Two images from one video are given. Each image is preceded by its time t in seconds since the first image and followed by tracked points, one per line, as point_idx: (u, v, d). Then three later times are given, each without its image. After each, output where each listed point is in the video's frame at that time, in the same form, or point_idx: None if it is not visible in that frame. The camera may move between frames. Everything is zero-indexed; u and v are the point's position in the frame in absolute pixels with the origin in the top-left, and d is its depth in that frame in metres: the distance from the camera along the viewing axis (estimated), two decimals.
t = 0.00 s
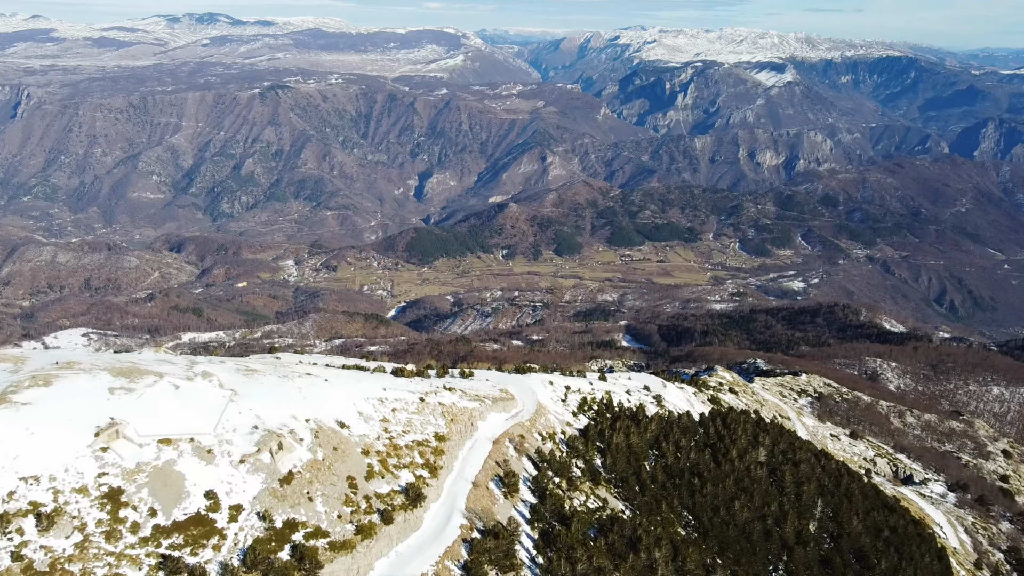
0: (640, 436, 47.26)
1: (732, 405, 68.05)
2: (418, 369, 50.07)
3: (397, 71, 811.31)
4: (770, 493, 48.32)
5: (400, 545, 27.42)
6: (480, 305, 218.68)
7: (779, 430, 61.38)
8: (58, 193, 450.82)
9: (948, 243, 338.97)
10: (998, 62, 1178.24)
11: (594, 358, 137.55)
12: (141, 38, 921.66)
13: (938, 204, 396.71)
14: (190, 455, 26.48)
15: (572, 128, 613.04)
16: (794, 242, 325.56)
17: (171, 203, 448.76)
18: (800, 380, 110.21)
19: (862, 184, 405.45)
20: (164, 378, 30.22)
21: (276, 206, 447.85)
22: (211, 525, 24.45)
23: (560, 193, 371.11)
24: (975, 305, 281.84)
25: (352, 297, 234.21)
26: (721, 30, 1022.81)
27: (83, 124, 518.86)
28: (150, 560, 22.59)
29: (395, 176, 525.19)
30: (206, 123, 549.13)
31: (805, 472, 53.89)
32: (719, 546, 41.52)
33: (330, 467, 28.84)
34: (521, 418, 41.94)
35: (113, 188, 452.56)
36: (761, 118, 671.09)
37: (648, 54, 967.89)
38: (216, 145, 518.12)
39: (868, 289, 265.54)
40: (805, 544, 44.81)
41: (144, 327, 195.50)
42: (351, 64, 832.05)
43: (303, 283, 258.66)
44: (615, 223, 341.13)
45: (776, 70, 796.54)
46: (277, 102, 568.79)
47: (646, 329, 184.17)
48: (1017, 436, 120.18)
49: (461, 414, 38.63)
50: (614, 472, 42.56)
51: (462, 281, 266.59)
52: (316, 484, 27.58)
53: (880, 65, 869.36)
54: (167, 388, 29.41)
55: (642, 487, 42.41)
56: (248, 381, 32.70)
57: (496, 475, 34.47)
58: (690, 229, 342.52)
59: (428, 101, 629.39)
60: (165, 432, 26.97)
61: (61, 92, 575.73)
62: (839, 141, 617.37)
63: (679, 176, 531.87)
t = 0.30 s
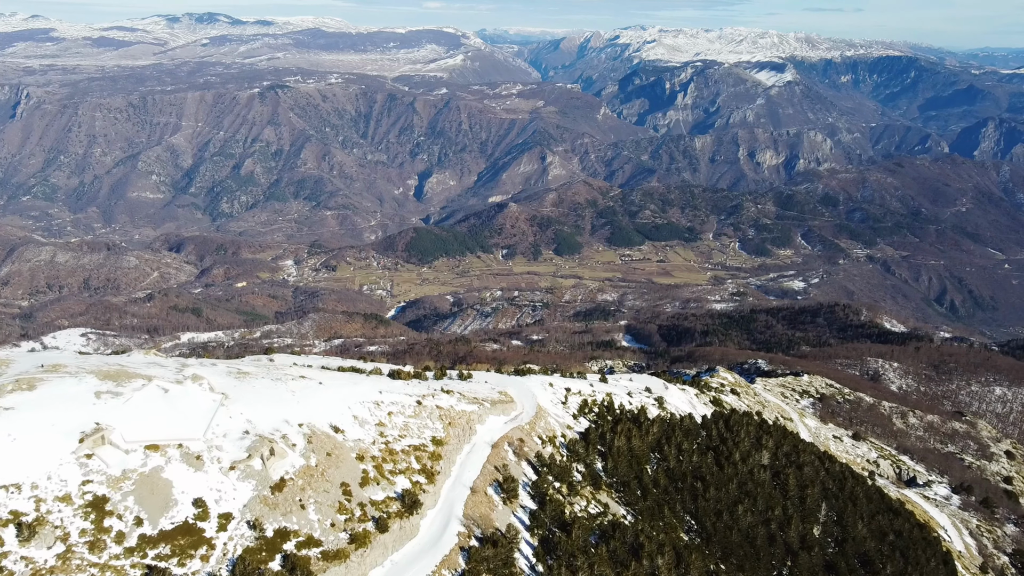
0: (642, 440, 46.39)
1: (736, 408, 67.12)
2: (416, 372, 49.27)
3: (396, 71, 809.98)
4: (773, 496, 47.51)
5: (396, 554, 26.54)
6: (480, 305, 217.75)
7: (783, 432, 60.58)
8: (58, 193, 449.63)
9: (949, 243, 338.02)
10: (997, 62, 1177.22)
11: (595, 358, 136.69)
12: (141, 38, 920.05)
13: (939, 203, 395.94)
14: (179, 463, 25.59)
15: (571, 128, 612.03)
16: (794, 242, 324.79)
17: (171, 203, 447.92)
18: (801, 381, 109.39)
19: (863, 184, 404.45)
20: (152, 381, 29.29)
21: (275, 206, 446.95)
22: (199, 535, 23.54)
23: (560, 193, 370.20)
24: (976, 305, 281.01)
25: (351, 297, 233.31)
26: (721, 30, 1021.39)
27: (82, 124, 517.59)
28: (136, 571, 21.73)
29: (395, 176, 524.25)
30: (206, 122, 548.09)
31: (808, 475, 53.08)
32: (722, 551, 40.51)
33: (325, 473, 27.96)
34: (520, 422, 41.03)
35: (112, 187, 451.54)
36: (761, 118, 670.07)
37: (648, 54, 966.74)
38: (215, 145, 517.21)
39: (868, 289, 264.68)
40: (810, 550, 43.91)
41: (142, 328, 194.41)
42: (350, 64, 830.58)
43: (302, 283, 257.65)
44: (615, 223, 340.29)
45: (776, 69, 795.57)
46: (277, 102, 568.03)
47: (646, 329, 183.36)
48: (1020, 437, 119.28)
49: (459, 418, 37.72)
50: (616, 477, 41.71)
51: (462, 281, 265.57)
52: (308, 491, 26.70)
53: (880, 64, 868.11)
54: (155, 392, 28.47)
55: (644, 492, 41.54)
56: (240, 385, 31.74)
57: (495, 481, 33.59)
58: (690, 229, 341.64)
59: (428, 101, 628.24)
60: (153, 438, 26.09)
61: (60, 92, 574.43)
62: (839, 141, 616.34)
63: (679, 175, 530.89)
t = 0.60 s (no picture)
0: (643, 443, 45.51)
1: (739, 410, 66.27)
2: (414, 373, 48.44)
3: (396, 71, 808.98)
4: (777, 500, 46.73)
5: (390, 563, 25.56)
6: (480, 305, 216.80)
7: (786, 434, 59.74)
8: (57, 193, 448.33)
9: (949, 242, 337.14)
10: (997, 62, 1175.53)
11: (595, 358, 135.67)
12: (140, 38, 918.14)
13: (938, 203, 395.21)
14: (165, 469, 24.68)
15: (571, 128, 611.00)
16: (793, 242, 324.08)
17: (170, 203, 446.86)
18: (803, 381, 108.57)
19: (862, 184, 403.50)
20: (139, 385, 28.39)
21: (275, 206, 446.03)
22: (186, 545, 22.59)
23: (560, 193, 369.33)
24: (976, 305, 280.14)
25: (351, 297, 232.37)
26: (721, 30, 1020.49)
27: (81, 124, 516.36)
28: None
29: (395, 175, 523.22)
30: (205, 122, 547.03)
31: (812, 479, 52.20)
32: (725, 557, 39.59)
33: (318, 479, 27.06)
34: (520, 425, 40.20)
35: (111, 187, 450.39)
36: (761, 118, 669.18)
37: (648, 54, 965.76)
38: (215, 145, 516.31)
39: (869, 289, 263.80)
40: (814, 555, 42.97)
41: (141, 328, 193.36)
42: (350, 64, 829.12)
43: (301, 283, 256.63)
44: (615, 223, 339.25)
45: (776, 69, 794.81)
46: (276, 102, 567.41)
47: (646, 329, 182.51)
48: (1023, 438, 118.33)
49: (457, 421, 36.89)
50: (618, 481, 40.90)
51: (461, 281, 264.52)
52: (300, 499, 25.78)
53: (880, 64, 867.11)
54: (143, 396, 27.59)
55: (646, 496, 40.61)
56: (231, 388, 30.84)
57: (493, 486, 32.76)
58: (690, 229, 340.67)
59: (428, 100, 626.99)
60: (139, 445, 25.20)
61: (59, 92, 573.24)
62: (839, 141, 615.52)
63: (679, 175, 530.04)
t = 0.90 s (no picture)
0: (645, 447, 44.71)
1: (741, 412, 65.48)
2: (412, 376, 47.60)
3: (396, 70, 807.99)
4: (780, 504, 45.87)
5: (385, 575, 24.63)
6: (479, 305, 216.06)
7: (789, 437, 58.87)
8: (56, 193, 447.21)
9: (949, 242, 336.26)
10: (997, 61, 1174.49)
11: (595, 359, 134.68)
12: (140, 37, 916.47)
13: (938, 203, 394.50)
14: (152, 477, 23.77)
15: (571, 128, 610.12)
16: (793, 242, 323.22)
17: (170, 203, 445.98)
18: (805, 382, 107.71)
19: (863, 183, 402.70)
20: (126, 390, 27.50)
21: (274, 206, 445.18)
22: (172, 557, 21.58)
23: (560, 193, 368.53)
24: (976, 305, 279.34)
25: (350, 297, 231.53)
26: (721, 30, 1019.57)
27: (81, 123, 515.32)
28: None
29: (394, 175, 522.48)
30: (204, 122, 546.03)
31: (816, 482, 51.34)
32: (729, 563, 38.66)
33: (310, 487, 26.21)
34: (519, 429, 39.31)
35: (110, 187, 449.48)
36: (761, 117, 668.42)
37: (648, 53, 964.90)
38: (214, 145, 515.49)
39: (869, 289, 263.03)
40: (819, 561, 42.04)
41: (139, 328, 192.51)
42: (349, 64, 828.00)
43: (301, 283, 255.83)
44: (614, 222, 338.52)
45: (775, 69, 794.12)
46: (275, 102, 566.41)
47: (646, 329, 181.77)
48: None
49: (455, 426, 35.99)
50: (619, 486, 40.05)
51: (461, 281, 263.79)
52: (292, 507, 24.91)
53: (880, 64, 866.34)
54: (130, 402, 26.68)
55: (648, 502, 39.80)
56: (221, 392, 29.86)
57: (491, 492, 31.99)
58: (690, 228, 339.86)
59: (428, 100, 626.18)
60: (124, 452, 24.26)
61: (58, 92, 572.13)
62: (838, 141, 614.82)
63: (679, 175, 529.28)
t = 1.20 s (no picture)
0: (647, 451, 43.85)
1: (744, 414, 64.64)
2: (408, 378, 46.70)
3: (396, 71, 807.12)
4: (785, 509, 44.92)
5: None
6: (479, 305, 215.32)
7: (792, 440, 58.03)
8: (55, 193, 446.23)
9: (949, 242, 335.33)
10: (997, 61, 1173.11)
11: (595, 360, 133.66)
12: (139, 37, 914.84)
13: (939, 203, 393.61)
14: (137, 485, 22.88)
15: (571, 128, 609.41)
16: (793, 242, 322.34)
17: (169, 203, 445.03)
18: (807, 384, 106.78)
19: (863, 183, 401.89)
20: (112, 395, 26.60)
21: (274, 206, 444.49)
22: (156, 570, 20.61)
23: (559, 193, 367.72)
24: (976, 305, 278.33)
25: (350, 297, 230.70)
26: (720, 30, 1018.73)
27: (80, 123, 514.28)
28: None
29: (394, 175, 521.46)
30: (204, 122, 545.10)
31: (821, 487, 50.38)
32: (734, 571, 37.63)
33: (303, 495, 25.29)
34: (518, 433, 38.43)
35: (110, 187, 448.41)
36: (761, 117, 667.57)
37: (647, 53, 964.30)
38: (214, 145, 514.67)
39: (869, 289, 262.19)
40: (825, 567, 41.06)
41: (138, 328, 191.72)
42: (349, 64, 827.00)
43: (300, 283, 255.08)
44: (614, 223, 337.71)
45: (775, 70, 793.48)
46: (275, 101, 565.50)
47: (646, 329, 181.00)
48: None
49: (452, 430, 35.11)
50: (621, 491, 39.17)
51: (461, 281, 263.01)
52: (283, 517, 23.98)
53: (880, 64, 865.83)
54: (116, 406, 25.79)
55: (650, 508, 38.94)
56: (211, 397, 28.94)
57: (490, 498, 31.13)
58: (690, 229, 339.06)
59: (427, 100, 625.45)
60: (108, 460, 23.33)
61: (58, 92, 571.01)
62: (838, 141, 614.10)
63: (678, 175, 528.61)
